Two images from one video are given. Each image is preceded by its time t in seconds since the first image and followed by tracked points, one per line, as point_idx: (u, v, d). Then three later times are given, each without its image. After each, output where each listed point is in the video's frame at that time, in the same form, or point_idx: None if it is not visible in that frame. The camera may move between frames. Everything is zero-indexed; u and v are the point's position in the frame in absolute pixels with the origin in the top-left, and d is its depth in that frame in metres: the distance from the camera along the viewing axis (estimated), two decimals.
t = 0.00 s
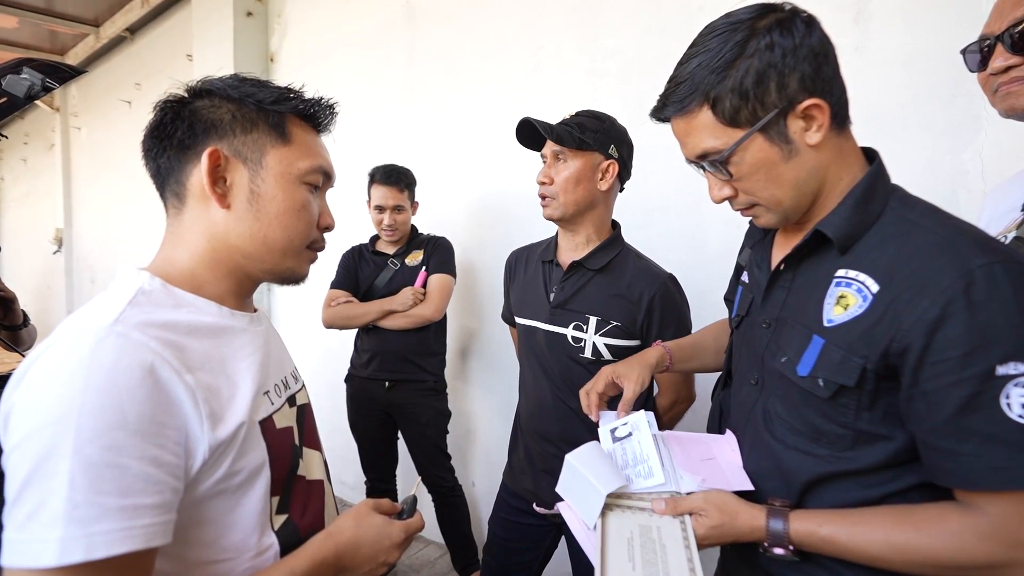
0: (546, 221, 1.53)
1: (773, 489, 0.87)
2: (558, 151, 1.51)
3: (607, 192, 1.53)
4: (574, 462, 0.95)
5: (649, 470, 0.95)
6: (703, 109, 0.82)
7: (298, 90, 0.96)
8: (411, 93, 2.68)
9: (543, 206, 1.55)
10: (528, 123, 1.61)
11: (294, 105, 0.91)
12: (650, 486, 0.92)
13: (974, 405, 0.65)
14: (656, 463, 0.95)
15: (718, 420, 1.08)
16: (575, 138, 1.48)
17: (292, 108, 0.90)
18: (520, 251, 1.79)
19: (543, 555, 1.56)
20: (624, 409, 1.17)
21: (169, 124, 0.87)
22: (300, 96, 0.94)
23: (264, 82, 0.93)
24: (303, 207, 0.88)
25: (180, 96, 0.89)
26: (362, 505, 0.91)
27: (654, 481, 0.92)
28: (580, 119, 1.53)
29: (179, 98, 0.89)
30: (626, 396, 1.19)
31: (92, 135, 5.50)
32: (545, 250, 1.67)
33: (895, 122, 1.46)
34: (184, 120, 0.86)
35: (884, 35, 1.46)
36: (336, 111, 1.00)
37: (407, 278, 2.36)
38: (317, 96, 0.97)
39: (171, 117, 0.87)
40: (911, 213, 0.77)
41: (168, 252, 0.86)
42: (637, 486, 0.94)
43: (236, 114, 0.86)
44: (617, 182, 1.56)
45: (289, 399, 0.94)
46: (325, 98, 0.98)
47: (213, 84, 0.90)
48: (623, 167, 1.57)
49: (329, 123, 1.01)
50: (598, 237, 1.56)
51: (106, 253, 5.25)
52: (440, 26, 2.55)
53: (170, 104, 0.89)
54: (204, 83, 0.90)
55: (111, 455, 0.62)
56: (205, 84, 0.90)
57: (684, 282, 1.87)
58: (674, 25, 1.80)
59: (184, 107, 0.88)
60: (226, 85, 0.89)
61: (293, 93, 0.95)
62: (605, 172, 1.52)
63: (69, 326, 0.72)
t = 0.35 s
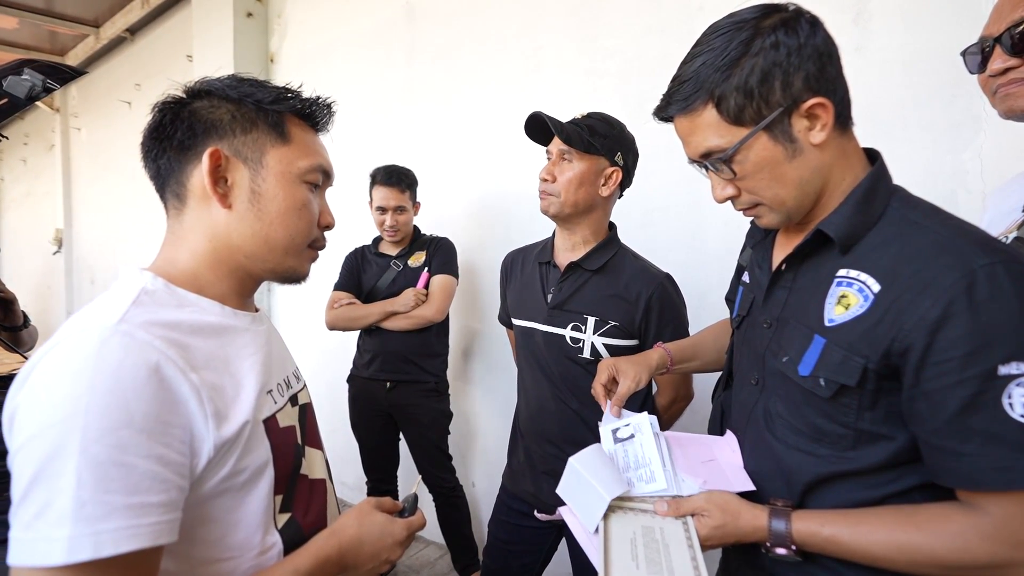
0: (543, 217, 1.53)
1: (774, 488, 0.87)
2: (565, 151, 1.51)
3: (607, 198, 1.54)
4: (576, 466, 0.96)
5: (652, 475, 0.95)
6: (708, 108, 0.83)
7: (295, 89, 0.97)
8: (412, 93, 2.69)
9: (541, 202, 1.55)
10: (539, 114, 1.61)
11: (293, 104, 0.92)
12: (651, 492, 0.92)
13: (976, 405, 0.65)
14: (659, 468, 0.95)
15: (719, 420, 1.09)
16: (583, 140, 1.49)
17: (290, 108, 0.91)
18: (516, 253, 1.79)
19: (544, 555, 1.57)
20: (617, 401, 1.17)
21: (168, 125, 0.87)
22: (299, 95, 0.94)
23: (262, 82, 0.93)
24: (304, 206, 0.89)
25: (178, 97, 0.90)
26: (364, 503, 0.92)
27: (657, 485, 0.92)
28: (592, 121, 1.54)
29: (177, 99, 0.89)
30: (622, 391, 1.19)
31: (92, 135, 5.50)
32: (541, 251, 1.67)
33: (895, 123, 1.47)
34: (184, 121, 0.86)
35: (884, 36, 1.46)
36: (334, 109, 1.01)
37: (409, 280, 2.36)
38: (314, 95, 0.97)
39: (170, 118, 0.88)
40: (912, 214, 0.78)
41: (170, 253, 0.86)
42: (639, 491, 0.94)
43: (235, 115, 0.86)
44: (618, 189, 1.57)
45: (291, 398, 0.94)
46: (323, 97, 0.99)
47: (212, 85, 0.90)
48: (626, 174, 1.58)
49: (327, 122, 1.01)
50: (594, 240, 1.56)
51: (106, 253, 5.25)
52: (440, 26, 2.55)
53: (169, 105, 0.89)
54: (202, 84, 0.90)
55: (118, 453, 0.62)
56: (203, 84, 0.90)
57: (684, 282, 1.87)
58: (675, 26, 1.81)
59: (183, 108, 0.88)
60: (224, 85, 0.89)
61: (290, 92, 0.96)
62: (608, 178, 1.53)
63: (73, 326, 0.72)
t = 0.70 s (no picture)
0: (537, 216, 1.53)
1: (772, 487, 0.87)
2: (557, 148, 1.51)
3: (601, 195, 1.54)
4: (574, 461, 0.95)
5: (650, 471, 0.95)
6: (716, 93, 0.81)
7: (295, 87, 0.96)
8: (410, 92, 2.68)
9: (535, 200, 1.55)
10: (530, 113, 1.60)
11: (292, 102, 0.91)
12: (651, 487, 0.92)
13: (975, 404, 0.65)
14: (657, 465, 0.95)
15: (717, 419, 1.08)
16: (575, 137, 1.48)
17: (290, 106, 0.90)
18: (510, 250, 1.78)
19: (540, 555, 1.56)
20: (611, 401, 1.15)
21: (168, 122, 0.87)
22: (298, 93, 0.94)
23: (262, 79, 0.93)
24: (303, 204, 0.88)
25: (178, 94, 0.89)
26: (361, 504, 0.91)
27: (655, 481, 0.93)
28: (584, 118, 1.53)
29: (176, 96, 0.88)
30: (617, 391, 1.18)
31: (90, 135, 5.50)
32: (536, 249, 1.67)
33: (895, 121, 1.46)
34: (183, 118, 0.86)
35: (884, 34, 1.46)
36: (333, 107, 1.00)
37: (406, 279, 2.35)
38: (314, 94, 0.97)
39: (169, 114, 0.87)
40: (911, 211, 0.77)
41: (169, 251, 0.86)
42: (638, 486, 0.94)
43: (235, 112, 0.86)
44: (611, 186, 1.57)
45: (288, 398, 0.94)
46: (323, 95, 0.98)
47: (211, 82, 0.90)
48: (618, 171, 1.58)
49: (326, 120, 1.01)
50: (589, 238, 1.56)
51: (104, 253, 5.24)
52: (439, 25, 2.55)
53: (168, 102, 0.88)
54: (203, 81, 0.90)
55: (113, 454, 0.62)
56: (202, 82, 0.90)
57: (682, 281, 1.87)
58: (673, 24, 1.80)
59: (182, 105, 0.88)
60: (224, 82, 0.89)
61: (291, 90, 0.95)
62: (601, 175, 1.53)
63: (70, 325, 0.71)
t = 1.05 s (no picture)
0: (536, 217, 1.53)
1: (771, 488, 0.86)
2: (556, 150, 1.50)
3: (600, 196, 1.53)
4: (572, 470, 0.94)
5: (647, 481, 0.94)
6: (717, 95, 0.80)
7: (294, 86, 0.96)
8: (409, 92, 2.68)
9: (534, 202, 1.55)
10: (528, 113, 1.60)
11: (292, 101, 0.91)
12: (646, 497, 0.92)
13: (974, 405, 0.65)
14: (653, 475, 0.95)
15: (716, 419, 1.08)
16: (574, 139, 1.48)
17: (290, 105, 0.90)
18: (509, 250, 1.78)
19: (539, 555, 1.56)
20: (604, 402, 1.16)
21: (167, 122, 0.86)
22: (297, 92, 0.94)
23: (261, 79, 0.92)
24: (303, 204, 0.88)
25: (177, 93, 0.89)
26: (359, 505, 0.91)
27: (652, 490, 0.92)
28: (584, 118, 1.53)
29: (175, 95, 0.88)
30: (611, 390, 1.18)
31: (89, 135, 5.49)
32: (534, 249, 1.67)
33: (895, 121, 1.46)
34: (182, 117, 0.86)
35: (883, 34, 1.46)
36: (333, 106, 1.00)
37: (406, 279, 2.35)
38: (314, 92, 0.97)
39: (168, 114, 0.87)
40: (911, 212, 0.77)
41: (167, 251, 0.85)
42: (634, 495, 0.93)
43: (235, 111, 0.86)
44: (610, 187, 1.57)
45: (286, 398, 0.93)
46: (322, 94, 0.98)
47: (210, 81, 0.89)
48: (617, 173, 1.57)
49: (326, 119, 1.00)
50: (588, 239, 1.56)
51: (103, 253, 5.23)
52: (438, 25, 2.54)
53: (168, 101, 0.88)
54: (202, 80, 0.90)
55: (107, 454, 0.61)
56: (201, 81, 0.89)
57: (681, 281, 1.86)
58: (673, 23, 1.80)
59: (181, 103, 0.87)
60: (224, 82, 0.89)
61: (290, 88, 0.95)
62: (600, 176, 1.52)
63: (66, 324, 0.71)
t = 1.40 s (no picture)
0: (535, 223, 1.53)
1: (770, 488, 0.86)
2: (556, 155, 1.50)
3: (599, 201, 1.54)
4: (568, 476, 0.96)
5: (645, 483, 0.95)
6: (710, 105, 0.80)
7: (292, 87, 0.96)
8: (409, 92, 2.68)
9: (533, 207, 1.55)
10: (527, 117, 1.60)
11: (290, 102, 0.91)
12: (646, 500, 0.93)
13: (973, 405, 0.65)
14: (651, 478, 0.96)
15: (715, 420, 1.08)
16: (573, 146, 1.47)
17: (288, 106, 0.90)
18: (508, 251, 1.78)
19: (539, 554, 1.56)
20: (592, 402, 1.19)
21: (165, 124, 0.86)
22: (295, 93, 0.93)
23: (259, 80, 0.92)
24: (301, 205, 0.88)
25: (176, 95, 0.89)
26: (357, 505, 0.91)
27: (650, 492, 0.93)
28: (583, 123, 1.53)
29: (174, 96, 0.88)
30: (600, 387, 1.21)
31: (87, 135, 5.49)
32: (534, 250, 1.67)
33: (893, 121, 1.46)
34: (180, 119, 0.85)
35: (880, 34, 1.46)
36: (330, 107, 1.00)
37: (407, 279, 2.35)
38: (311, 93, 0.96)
39: (167, 115, 0.87)
40: (909, 213, 0.77)
41: (165, 253, 0.85)
42: (633, 499, 0.94)
43: (232, 112, 0.85)
44: (610, 193, 1.57)
45: (285, 399, 0.93)
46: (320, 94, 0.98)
47: (208, 82, 0.89)
48: (617, 179, 1.58)
49: (324, 120, 1.00)
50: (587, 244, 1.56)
51: (102, 253, 5.23)
52: (437, 25, 2.54)
53: (166, 103, 0.88)
54: (200, 81, 0.89)
55: (106, 454, 0.61)
56: (199, 82, 0.89)
57: (681, 282, 1.87)
58: (672, 24, 1.81)
59: (179, 105, 0.87)
60: (221, 83, 0.88)
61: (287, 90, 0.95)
62: (600, 182, 1.52)
63: (65, 324, 0.71)
